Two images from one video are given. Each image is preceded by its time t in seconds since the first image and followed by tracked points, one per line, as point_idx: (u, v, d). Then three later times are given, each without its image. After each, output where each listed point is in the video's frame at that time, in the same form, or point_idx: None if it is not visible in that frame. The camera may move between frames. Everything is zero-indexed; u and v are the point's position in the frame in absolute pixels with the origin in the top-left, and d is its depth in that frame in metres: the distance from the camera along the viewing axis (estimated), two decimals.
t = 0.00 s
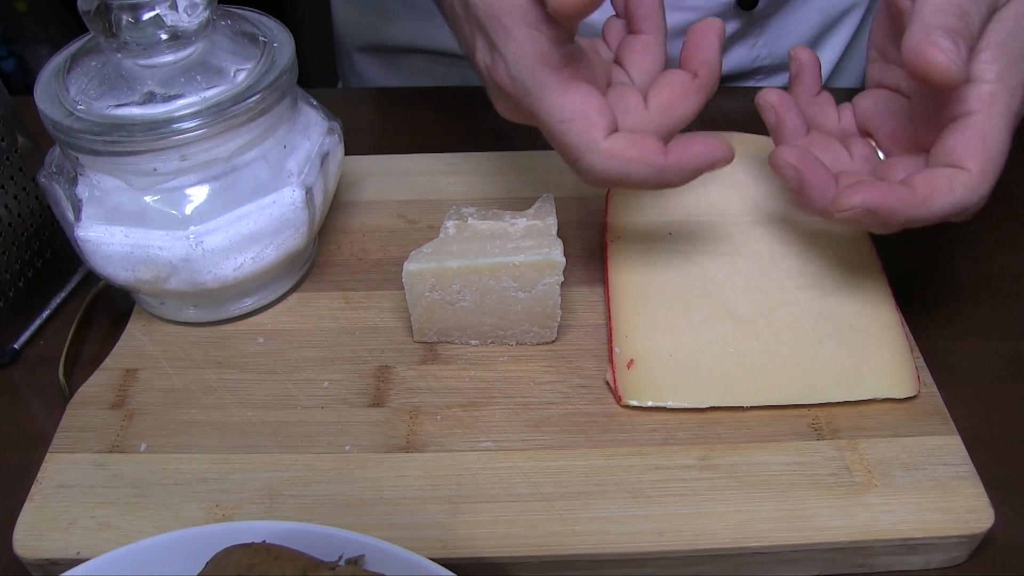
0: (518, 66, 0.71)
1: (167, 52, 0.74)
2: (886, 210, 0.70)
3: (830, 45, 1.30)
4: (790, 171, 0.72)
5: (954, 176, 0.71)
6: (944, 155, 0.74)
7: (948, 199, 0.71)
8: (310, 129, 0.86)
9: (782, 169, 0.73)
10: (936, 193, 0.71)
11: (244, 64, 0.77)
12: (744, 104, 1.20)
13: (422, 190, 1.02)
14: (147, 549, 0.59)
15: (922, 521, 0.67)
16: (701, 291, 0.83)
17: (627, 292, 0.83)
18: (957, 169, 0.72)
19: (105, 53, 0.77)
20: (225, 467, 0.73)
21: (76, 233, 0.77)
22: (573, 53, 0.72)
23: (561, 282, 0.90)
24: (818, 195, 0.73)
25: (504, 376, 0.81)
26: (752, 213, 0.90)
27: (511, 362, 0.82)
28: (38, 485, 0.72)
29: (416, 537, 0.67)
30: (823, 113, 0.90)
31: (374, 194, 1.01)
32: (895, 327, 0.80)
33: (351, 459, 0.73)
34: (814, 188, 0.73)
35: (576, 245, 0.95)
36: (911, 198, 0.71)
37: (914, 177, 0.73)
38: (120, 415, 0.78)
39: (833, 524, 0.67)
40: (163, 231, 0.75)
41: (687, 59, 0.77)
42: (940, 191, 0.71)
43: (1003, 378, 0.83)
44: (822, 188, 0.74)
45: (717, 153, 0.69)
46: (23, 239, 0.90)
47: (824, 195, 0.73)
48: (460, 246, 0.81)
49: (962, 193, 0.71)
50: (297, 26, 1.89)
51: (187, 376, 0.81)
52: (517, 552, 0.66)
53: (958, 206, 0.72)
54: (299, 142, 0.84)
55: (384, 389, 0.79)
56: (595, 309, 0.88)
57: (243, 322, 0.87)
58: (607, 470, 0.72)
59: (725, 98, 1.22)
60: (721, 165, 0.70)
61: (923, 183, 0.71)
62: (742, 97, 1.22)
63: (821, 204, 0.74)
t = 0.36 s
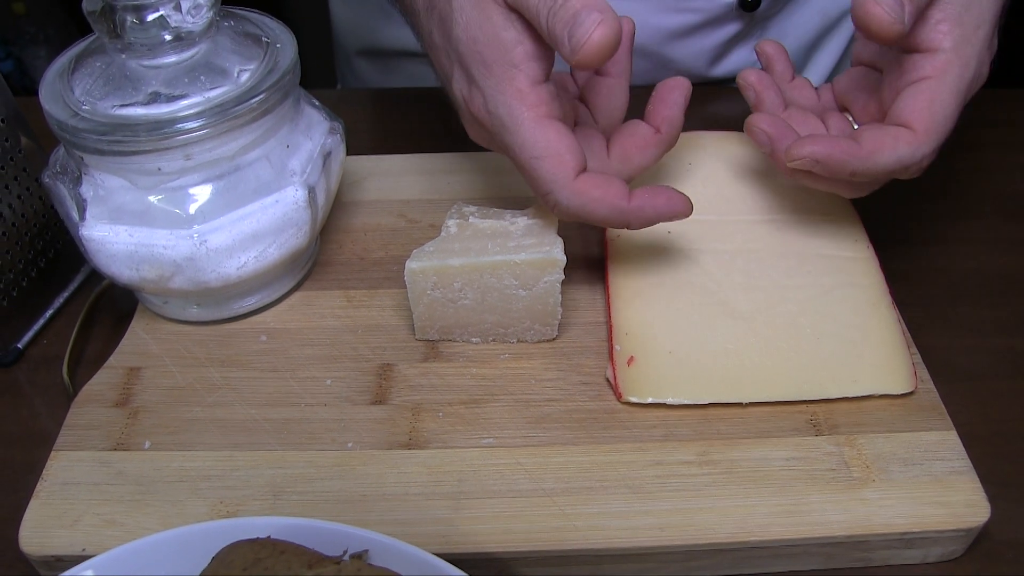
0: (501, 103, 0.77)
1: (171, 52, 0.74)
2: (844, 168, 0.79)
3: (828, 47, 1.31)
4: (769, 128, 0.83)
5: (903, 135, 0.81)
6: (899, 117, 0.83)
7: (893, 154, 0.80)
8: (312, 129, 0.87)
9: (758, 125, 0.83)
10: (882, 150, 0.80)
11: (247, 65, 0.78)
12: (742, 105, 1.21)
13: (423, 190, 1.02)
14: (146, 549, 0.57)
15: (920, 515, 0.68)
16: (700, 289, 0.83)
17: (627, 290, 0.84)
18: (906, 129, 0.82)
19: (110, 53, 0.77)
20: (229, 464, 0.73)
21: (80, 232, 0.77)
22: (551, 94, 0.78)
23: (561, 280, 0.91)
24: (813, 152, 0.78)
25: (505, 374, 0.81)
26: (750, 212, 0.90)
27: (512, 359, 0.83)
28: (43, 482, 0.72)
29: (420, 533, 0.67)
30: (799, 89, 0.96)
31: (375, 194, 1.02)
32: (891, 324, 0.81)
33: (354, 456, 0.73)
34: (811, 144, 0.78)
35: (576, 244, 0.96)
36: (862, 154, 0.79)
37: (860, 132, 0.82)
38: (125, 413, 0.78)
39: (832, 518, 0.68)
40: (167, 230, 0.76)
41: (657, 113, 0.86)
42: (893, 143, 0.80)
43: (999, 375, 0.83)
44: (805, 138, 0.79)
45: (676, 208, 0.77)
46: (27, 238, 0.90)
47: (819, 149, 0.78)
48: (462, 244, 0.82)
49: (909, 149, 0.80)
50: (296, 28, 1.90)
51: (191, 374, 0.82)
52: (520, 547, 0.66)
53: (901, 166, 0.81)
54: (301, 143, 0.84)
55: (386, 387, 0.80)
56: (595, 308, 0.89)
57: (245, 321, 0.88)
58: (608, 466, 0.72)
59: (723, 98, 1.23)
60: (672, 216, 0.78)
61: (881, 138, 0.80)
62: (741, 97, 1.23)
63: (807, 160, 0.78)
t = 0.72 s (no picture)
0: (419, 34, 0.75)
1: (171, 52, 0.75)
2: (902, 170, 0.64)
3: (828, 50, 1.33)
4: (958, 236, 0.61)
5: (913, 123, 0.70)
6: (907, 107, 0.71)
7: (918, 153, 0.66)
8: (312, 130, 0.87)
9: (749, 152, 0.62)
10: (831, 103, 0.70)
11: (248, 65, 0.78)
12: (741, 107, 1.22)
13: (423, 190, 1.03)
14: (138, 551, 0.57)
15: (916, 514, 0.69)
16: (698, 288, 0.84)
17: (625, 290, 0.84)
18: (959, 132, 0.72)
19: (111, 53, 0.78)
20: (229, 463, 0.73)
21: (80, 231, 0.77)
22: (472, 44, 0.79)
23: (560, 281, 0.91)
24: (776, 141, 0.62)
25: (504, 373, 0.82)
26: (748, 213, 0.91)
27: (511, 359, 0.83)
28: (43, 481, 0.72)
29: (419, 531, 0.68)
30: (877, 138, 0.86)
31: (375, 194, 1.02)
32: (887, 324, 0.81)
33: (353, 455, 0.74)
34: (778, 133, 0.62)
35: (574, 244, 0.96)
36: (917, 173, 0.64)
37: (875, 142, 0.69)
38: (124, 411, 0.78)
39: (829, 517, 0.69)
40: (167, 229, 0.76)
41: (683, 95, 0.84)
42: (960, 202, 0.65)
43: (995, 375, 0.84)
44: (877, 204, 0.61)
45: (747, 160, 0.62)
46: (27, 238, 0.90)
47: (783, 136, 0.62)
48: (461, 244, 0.82)
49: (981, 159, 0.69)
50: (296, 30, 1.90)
51: (190, 374, 0.82)
52: (519, 545, 0.67)
53: (932, 143, 0.69)
54: (301, 143, 0.85)
55: (385, 386, 0.80)
56: (594, 308, 0.89)
57: (245, 320, 0.88)
58: (606, 465, 0.73)
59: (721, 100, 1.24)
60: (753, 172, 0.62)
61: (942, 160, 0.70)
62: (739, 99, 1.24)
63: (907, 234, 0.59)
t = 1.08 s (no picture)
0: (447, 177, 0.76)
1: (176, 52, 0.75)
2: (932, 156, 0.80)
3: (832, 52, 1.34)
4: (909, 187, 0.78)
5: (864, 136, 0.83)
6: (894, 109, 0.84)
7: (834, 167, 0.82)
8: (316, 129, 0.87)
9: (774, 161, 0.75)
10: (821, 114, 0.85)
11: (253, 65, 0.78)
12: (743, 108, 1.22)
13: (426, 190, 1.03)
14: (145, 550, 0.57)
15: (918, 514, 0.69)
16: (701, 288, 0.84)
17: (628, 291, 0.85)
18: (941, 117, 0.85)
19: (117, 53, 0.78)
20: (234, 461, 0.74)
21: (85, 231, 0.78)
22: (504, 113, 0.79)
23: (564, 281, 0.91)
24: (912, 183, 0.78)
25: (508, 373, 0.82)
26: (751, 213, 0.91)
27: (515, 358, 0.84)
28: (47, 480, 0.73)
29: (424, 530, 0.68)
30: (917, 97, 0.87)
31: (378, 194, 1.03)
32: (889, 325, 0.81)
33: (357, 454, 0.74)
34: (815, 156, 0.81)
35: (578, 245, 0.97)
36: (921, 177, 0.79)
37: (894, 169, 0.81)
38: (129, 410, 0.78)
39: (831, 516, 0.69)
40: (172, 229, 0.77)
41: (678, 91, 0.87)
42: (919, 160, 0.81)
43: (997, 377, 0.84)
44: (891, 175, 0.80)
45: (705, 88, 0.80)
46: (31, 237, 0.90)
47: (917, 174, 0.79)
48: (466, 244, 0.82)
49: (955, 132, 0.84)
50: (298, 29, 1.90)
51: (195, 372, 0.82)
52: (523, 544, 0.67)
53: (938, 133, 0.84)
54: (306, 142, 0.85)
55: (389, 386, 0.81)
56: (597, 308, 0.90)
57: (249, 319, 0.88)
58: (610, 465, 0.73)
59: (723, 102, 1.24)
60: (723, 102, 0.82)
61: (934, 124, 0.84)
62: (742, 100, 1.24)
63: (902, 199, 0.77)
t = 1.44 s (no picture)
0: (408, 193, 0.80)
1: (185, 54, 0.75)
2: (952, 213, 0.70)
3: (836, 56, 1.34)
4: (948, 278, 0.76)
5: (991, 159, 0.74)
6: (992, 137, 0.74)
7: (969, 191, 0.72)
8: (323, 132, 0.88)
9: (857, 145, 0.68)
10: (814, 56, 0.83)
11: (262, 67, 0.79)
12: (747, 113, 1.23)
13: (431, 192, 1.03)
14: (153, 553, 0.57)
15: (921, 518, 0.69)
16: (705, 292, 0.85)
17: (632, 294, 0.85)
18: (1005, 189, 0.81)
19: (125, 54, 0.78)
20: (240, 462, 0.74)
21: (92, 231, 0.78)
22: (438, 133, 0.79)
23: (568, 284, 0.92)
24: (879, 142, 0.68)
25: (512, 375, 0.82)
26: (755, 218, 0.92)
27: (520, 361, 0.84)
28: (54, 479, 0.73)
29: (430, 532, 0.68)
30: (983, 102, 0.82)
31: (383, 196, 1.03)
32: (892, 330, 0.82)
33: (363, 456, 0.74)
34: (881, 134, 0.69)
35: (582, 247, 0.97)
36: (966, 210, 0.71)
37: (937, 171, 0.75)
38: (134, 410, 0.79)
39: (835, 520, 0.69)
40: (179, 230, 0.77)
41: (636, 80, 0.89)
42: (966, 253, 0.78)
43: (999, 382, 0.85)
44: (940, 177, 0.74)
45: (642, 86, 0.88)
46: (36, 237, 0.90)
47: (886, 135, 0.69)
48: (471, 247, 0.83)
49: (1016, 219, 0.81)
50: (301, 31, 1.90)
51: (200, 373, 0.83)
52: (528, 547, 0.67)
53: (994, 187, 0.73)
54: (312, 144, 0.85)
55: (394, 388, 0.81)
56: (601, 311, 0.90)
57: (254, 320, 0.88)
58: (615, 467, 0.73)
59: (727, 106, 1.25)
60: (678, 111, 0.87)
61: (991, 206, 0.79)
62: (745, 104, 1.25)
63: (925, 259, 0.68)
